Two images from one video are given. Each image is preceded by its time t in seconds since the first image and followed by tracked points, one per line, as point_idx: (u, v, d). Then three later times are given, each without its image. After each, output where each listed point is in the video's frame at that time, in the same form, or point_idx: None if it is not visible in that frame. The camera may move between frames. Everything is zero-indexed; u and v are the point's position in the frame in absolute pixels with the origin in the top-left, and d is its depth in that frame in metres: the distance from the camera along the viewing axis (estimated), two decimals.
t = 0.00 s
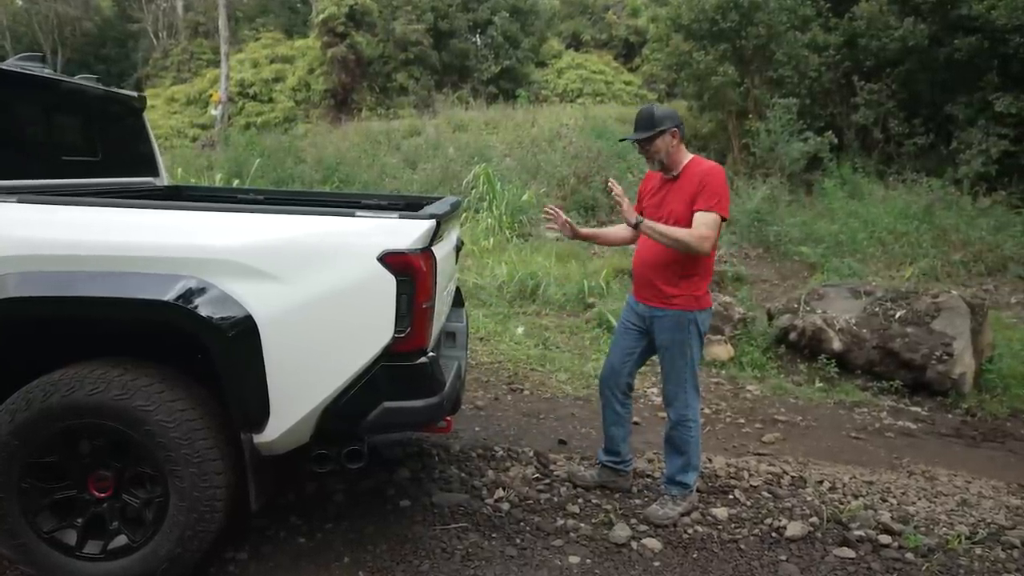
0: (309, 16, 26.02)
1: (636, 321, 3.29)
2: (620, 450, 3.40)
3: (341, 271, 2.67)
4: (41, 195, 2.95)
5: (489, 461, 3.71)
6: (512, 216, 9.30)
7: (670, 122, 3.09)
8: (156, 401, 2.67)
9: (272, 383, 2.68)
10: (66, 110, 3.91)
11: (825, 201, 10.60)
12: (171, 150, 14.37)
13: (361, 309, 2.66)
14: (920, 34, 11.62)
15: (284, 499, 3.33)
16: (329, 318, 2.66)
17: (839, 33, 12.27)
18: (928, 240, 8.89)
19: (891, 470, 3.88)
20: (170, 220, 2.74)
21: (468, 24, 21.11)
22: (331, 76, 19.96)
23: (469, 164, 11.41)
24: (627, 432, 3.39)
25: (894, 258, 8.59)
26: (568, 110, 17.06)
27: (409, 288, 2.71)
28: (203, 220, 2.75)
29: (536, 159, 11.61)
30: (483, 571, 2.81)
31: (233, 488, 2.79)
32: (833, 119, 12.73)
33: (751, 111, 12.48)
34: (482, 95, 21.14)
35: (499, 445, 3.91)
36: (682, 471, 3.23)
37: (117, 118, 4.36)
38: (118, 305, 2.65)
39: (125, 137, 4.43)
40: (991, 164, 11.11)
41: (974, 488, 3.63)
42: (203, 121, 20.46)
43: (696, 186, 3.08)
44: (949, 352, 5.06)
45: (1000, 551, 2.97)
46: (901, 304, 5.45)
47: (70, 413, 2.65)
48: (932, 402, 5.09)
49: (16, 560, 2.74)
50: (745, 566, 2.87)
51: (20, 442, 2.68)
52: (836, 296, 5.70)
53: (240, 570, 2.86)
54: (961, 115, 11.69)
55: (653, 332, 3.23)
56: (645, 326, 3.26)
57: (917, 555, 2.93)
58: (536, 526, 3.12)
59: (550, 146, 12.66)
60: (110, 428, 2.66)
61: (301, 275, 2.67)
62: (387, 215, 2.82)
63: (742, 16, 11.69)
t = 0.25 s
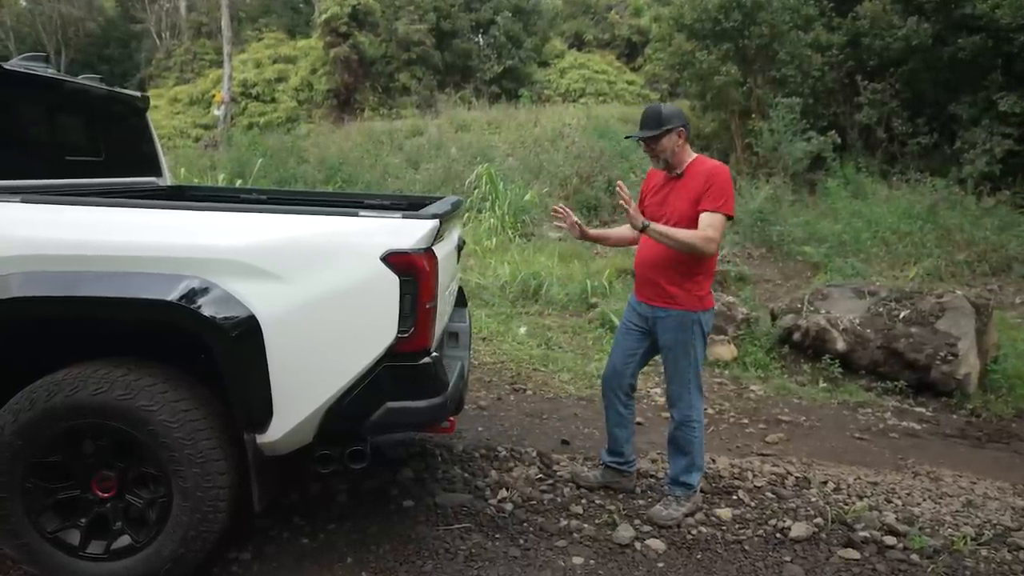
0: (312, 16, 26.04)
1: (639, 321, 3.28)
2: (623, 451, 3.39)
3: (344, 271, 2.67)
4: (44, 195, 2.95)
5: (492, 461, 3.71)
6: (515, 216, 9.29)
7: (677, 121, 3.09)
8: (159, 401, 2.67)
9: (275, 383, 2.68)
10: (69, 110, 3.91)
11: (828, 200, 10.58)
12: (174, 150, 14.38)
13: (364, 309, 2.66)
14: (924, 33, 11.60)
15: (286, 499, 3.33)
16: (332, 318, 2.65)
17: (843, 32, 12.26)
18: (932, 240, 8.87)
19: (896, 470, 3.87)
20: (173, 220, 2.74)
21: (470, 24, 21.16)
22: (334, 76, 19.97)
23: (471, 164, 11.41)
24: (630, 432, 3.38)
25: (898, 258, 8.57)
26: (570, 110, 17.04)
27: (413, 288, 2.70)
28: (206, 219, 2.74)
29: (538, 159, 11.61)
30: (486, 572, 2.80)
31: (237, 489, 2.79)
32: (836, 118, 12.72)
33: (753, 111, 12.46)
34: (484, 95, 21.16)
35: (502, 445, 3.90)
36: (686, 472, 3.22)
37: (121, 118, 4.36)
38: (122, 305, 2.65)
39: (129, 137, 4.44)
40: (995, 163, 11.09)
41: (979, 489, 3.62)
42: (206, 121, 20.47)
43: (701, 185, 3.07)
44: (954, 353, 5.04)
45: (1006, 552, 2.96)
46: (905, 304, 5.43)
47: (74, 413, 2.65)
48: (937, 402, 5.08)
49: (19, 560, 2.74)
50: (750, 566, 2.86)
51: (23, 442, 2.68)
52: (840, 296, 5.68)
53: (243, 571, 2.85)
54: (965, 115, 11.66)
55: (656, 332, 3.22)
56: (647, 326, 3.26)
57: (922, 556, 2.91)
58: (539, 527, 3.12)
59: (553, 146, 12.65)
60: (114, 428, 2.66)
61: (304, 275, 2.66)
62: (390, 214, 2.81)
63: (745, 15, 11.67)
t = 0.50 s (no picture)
0: (315, 16, 26.06)
1: (642, 322, 3.27)
2: (627, 452, 3.38)
3: (348, 270, 2.66)
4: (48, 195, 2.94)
5: (496, 461, 3.70)
6: (518, 215, 9.28)
7: (683, 119, 3.07)
8: (163, 401, 2.66)
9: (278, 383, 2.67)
10: (73, 109, 3.90)
11: (832, 200, 10.56)
12: (177, 151, 14.40)
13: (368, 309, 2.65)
14: (929, 33, 11.52)
15: (290, 499, 3.33)
16: (335, 318, 2.64)
17: (847, 31, 12.33)
18: (936, 240, 8.84)
19: (901, 471, 3.85)
20: (176, 219, 2.73)
21: (473, 24, 21.24)
22: (337, 76, 19.86)
23: (474, 164, 11.40)
24: (634, 433, 3.37)
25: (902, 258, 8.55)
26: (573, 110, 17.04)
27: (416, 288, 2.69)
28: (209, 219, 2.73)
29: (541, 159, 11.60)
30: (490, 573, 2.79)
31: (241, 489, 2.78)
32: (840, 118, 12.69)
33: (757, 110, 12.44)
34: (487, 94, 21.15)
35: (505, 446, 3.89)
36: (691, 473, 3.20)
37: (124, 118, 4.36)
38: (126, 305, 2.65)
39: (133, 137, 4.44)
40: (1000, 163, 11.04)
41: (985, 490, 3.60)
42: (210, 121, 20.50)
43: (706, 184, 3.06)
44: (959, 353, 5.04)
45: (1013, 554, 2.94)
46: (910, 303, 5.41)
47: (78, 413, 2.65)
48: (942, 403, 5.06)
49: (24, 560, 2.74)
50: (754, 568, 2.85)
51: (27, 442, 2.67)
52: (844, 296, 5.65)
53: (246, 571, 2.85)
54: (970, 114, 11.61)
55: (660, 332, 3.21)
56: (651, 326, 3.25)
57: (927, 558, 2.90)
58: (543, 527, 3.11)
59: (556, 146, 12.64)
60: (118, 428, 2.66)
61: (308, 275, 2.65)
62: (394, 213, 2.80)
63: (749, 14, 11.57)
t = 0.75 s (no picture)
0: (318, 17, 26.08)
1: (645, 323, 3.26)
2: (631, 453, 3.36)
3: (353, 270, 2.65)
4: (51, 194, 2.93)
5: (500, 462, 3.69)
6: (521, 215, 9.26)
7: (687, 118, 3.07)
8: (166, 401, 2.65)
9: (282, 383, 2.67)
10: (76, 109, 3.90)
11: (836, 200, 10.52)
12: (181, 151, 14.41)
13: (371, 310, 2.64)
14: (934, 32, 11.49)
15: (294, 499, 3.32)
16: (339, 318, 2.64)
17: (852, 30, 12.27)
18: (941, 241, 8.81)
19: (908, 473, 3.83)
20: (180, 219, 2.72)
21: (476, 24, 21.37)
22: (341, 77, 19.58)
23: (478, 163, 11.39)
24: (639, 434, 3.36)
25: (907, 258, 8.52)
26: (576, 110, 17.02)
27: (420, 288, 2.69)
28: (212, 218, 2.73)
29: (545, 159, 11.58)
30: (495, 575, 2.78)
31: (244, 489, 2.78)
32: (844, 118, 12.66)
33: (761, 110, 12.41)
34: (490, 94, 21.13)
35: (510, 446, 3.88)
36: (696, 474, 3.19)
37: (128, 117, 4.36)
38: (129, 305, 2.64)
39: (136, 137, 4.44)
40: (1006, 163, 11.00)
41: (993, 492, 3.58)
42: (213, 121, 20.52)
43: (709, 184, 3.05)
44: (965, 354, 5.01)
45: (1021, 557, 2.92)
46: (915, 304, 5.39)
47: (82, 413, 2.64)
48: (948, 404, 5.04)
49: (28, 560, 2.74)
50: (760, 570, 2.84)
51: (31, 442, 2.66)
52: (849, 296, 5.63)
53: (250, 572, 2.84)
54: (975, 113, 11.56)
55: (664, 333, 3.20)
56: (655, 327, 3.23)
57: (935, 560, 2.88)
58: (548, 528, 3.09)
59: (560, 145, 12.62)
60: (121, 428, 2.65)
61: (312, 274, 2.64)
62: (398, 213, 2.79)
63: (753, 13, 11.54)
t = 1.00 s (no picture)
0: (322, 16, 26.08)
1: (649, 323, 3.24)
2: (636, 453, 3.34)
3: (356, 268, 2.63)
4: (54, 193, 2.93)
5: (504, 462, 3.67)
6: (525, 215, 9.24)
7: (690, 115, 3.05)
8: (169, 401, 2.64)
9: (285, 382, 2.66)
10: (79, 108, 3.89)
11: (841, 200, 10.49)
12: (184, 151, 14.41)
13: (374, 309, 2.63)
14: (939, 31, 11.48)
15: (296, 500, 3.31)
16: (342, 317, 2.62)
17: (856, 29, 12.20)
18: (947, 240, 8.78)
19: (914, 473, 3.80)
20: (183, 217, 2.71)
21: (479, 23, 21.35)
22: (344, 76, 19.87)
23: (481, 163, 11.37)
24: (643, 434, 3.34)
25: (912, 258, 8.49)
26: (580, 109, 16.99)
27: (424, 288, 2.67)
28: (215, 217, 2.71)
29: (548, 158, 11.56)
30: None
31: (247, 490, 2.76)
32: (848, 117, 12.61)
33: (765, 109, 12.37)
34: (493, 93, 21.11)
35: (514, 446, 3.87)
36: (701, 475, 3.17)
37: (131, 116, 4.35)
38: (132, 304, 2.63)
39: (139, 135, 4.43)
40: (1012, 162, 10.95)
41: (1001, 493, 3.55)
42: (217, 121, 20.53)
43: (712, 181, 3.02)
44: (972, 354, 4.99)
45: None
46: (921, 304, 5.37)
47: (84, 413, 2.63)
48: (955, 404, 5.01)
49: (30, 560, 2.73)
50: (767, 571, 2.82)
51: (33, 441, 2.65)
52: (854, 296, 5.61)
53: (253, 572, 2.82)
54: (980, 112, 11.51)
55: (669, 332, 3.18)
56: (659, 327, 3.22)
57: (944, 562, 2.86)
58: (552, 529, 3.08)
59: (563, 145, 12.60)
60: (124, 428, 2.64)
61: (315, 273, 2.63)
62: (402, 211, 2.78)
63: (757, 13, 11.50)
